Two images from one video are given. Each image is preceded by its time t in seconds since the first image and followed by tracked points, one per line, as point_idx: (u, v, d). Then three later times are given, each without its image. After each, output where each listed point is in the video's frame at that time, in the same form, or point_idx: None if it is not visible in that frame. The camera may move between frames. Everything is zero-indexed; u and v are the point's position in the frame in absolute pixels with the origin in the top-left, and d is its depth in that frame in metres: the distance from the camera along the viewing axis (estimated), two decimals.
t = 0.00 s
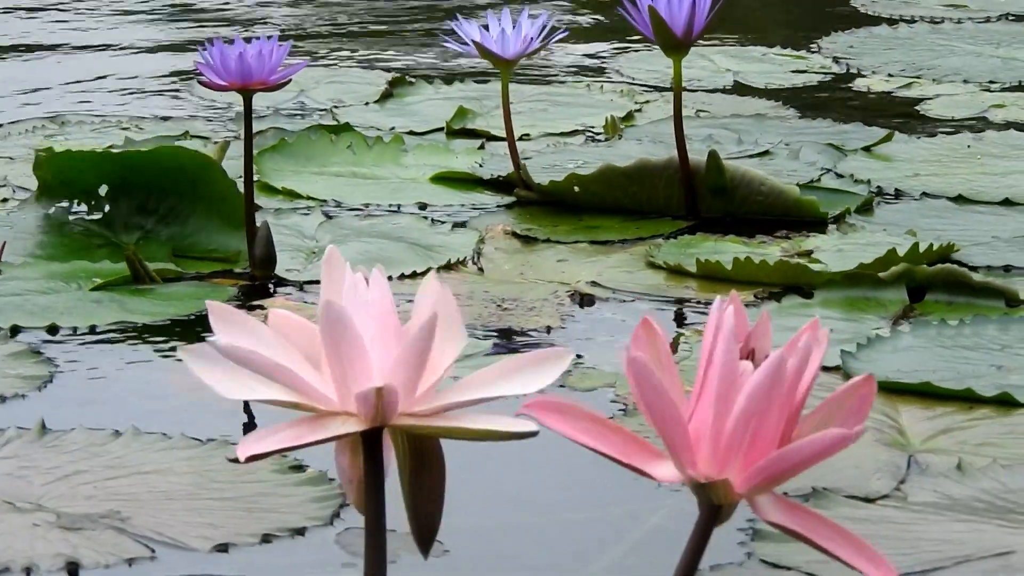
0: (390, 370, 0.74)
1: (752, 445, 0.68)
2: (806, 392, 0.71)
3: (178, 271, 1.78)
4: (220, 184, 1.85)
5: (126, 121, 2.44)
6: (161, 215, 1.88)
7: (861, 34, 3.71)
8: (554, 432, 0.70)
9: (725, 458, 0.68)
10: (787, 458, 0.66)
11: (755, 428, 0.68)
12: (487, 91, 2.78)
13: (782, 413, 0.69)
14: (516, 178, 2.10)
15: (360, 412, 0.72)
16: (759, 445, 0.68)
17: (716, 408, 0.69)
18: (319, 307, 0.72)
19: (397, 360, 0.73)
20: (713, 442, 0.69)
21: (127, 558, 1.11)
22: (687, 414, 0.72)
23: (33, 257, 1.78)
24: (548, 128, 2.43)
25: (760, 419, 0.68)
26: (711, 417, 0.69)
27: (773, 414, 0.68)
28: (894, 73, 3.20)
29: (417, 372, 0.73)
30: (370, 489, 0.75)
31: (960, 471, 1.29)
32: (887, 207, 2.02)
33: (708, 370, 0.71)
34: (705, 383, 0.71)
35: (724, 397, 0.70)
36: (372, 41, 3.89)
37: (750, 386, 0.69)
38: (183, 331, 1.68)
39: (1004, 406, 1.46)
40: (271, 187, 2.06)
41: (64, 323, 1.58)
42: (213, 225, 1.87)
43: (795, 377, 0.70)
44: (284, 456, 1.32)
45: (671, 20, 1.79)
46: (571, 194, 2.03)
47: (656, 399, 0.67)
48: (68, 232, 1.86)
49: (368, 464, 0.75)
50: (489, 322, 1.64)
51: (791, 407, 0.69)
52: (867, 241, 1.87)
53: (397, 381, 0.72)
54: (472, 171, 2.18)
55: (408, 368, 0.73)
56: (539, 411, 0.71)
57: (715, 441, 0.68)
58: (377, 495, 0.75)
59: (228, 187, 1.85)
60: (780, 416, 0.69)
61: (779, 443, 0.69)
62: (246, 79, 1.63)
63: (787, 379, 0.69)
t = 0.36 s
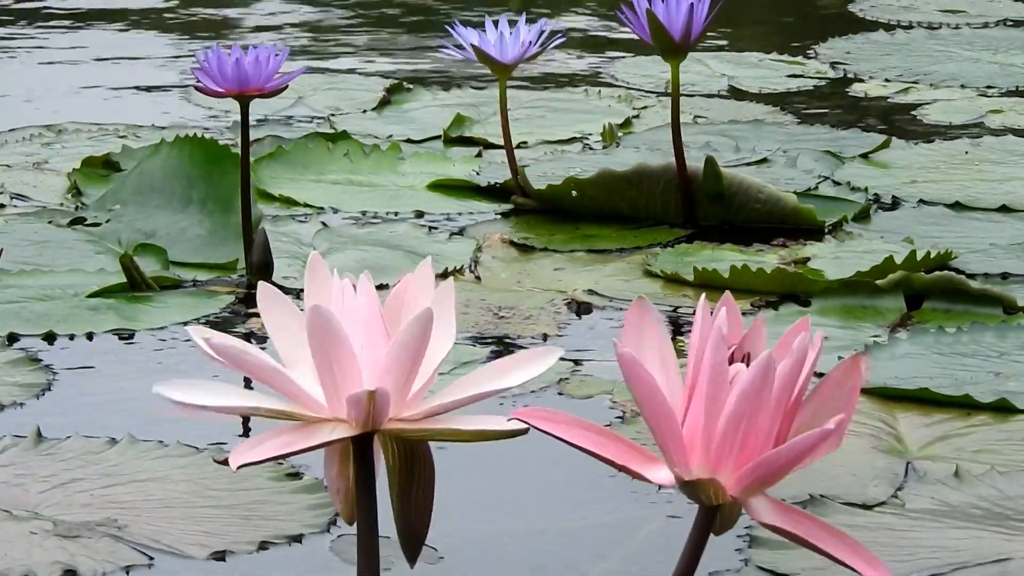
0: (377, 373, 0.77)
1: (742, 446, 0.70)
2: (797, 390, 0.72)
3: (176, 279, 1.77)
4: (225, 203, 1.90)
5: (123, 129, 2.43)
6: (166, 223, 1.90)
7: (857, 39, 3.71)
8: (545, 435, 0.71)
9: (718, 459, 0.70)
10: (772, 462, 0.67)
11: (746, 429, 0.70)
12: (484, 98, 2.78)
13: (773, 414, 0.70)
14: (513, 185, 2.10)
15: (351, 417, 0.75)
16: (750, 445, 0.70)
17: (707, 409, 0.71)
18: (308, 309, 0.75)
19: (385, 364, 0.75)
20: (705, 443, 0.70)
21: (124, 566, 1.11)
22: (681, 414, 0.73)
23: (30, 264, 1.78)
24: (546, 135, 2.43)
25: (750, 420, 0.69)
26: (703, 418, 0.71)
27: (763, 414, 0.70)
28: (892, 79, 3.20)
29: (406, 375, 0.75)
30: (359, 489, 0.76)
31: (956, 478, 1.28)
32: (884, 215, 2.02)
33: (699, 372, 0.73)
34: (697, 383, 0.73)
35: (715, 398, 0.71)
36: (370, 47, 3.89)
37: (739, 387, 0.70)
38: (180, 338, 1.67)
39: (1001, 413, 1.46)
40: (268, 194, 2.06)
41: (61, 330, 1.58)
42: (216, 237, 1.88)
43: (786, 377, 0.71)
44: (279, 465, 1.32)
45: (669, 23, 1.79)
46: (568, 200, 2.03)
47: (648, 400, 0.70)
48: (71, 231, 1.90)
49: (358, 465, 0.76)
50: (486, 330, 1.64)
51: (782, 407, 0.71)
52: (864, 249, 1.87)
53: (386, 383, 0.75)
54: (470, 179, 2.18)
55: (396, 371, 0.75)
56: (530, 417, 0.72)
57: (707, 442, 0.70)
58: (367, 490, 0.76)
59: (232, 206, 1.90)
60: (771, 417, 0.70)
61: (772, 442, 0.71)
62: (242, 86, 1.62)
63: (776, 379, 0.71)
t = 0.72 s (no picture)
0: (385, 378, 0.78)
1: (751, 456, 0.69)
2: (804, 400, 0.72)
3: (177, 287, 1.77)
4: (228, 212, 1.90)
5: (125, 135, 2.43)
6: (168, 231, 1.90)
7: (859, 47, 3.72)
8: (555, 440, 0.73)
9: (725, 466, 0.70)
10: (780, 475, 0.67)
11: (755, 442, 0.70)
12: (486, 105, 2.77)
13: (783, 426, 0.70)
14: (515, 192, 2.10)
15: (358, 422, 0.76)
16: (758, 456, 0.70)
17: (715, 416, 0.71)
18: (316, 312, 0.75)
19: (390, 369, 0.77)
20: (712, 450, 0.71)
21: (125, 573, 1.10)
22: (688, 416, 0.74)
23: (31, 271, 1.77)
24: (547, 141, 2.43)
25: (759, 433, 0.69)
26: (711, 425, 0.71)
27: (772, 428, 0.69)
28: (893, 86, 3.20)
29: (412, 381, 0.77)
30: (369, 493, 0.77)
31: (958, 486, 1.28)
32: (886, 222, 2.02)
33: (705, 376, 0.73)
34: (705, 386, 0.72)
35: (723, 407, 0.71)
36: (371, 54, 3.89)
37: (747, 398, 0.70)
38: (181, 346, 1.67)
39: (1002, 421, 1.46)
40: (270, 201, 2.06)
41: (62, 338, 1.57)
42: (218, 245, 1.88)
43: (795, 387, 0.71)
44: (282, 473, 1.31)
45: (672, 31, 1.79)
46: (570, 207, 2.03)
47: (657, 401, 0.71)
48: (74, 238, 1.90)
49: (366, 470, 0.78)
50: (488, 337, 1.63)
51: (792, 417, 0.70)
52: (866, 255, 1.87)
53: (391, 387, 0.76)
54: (471, 185, 2.17)
55: (402, 376, 0.77)
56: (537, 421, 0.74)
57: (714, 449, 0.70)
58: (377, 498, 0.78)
59: (235, 215, 1.89)
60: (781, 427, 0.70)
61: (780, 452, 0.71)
62: (243, 93, 1.62)
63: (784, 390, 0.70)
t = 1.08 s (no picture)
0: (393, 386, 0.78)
1: (755, 459, 0.70)
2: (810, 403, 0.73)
3: (186, 293, 1.77)
4: (236, 218, 1.90)
5: (133, 143, 2.44)
6: (177, 237, 1.90)
7: (866, 53, 3.72)
8: (561, 445, 0.73)
9: (731, 470, 0.71)
10: (786, 476, 0.67)
11: (760, 441, 0.70)
12: (494, 112, 2.78)
13: (788, 426, 0.71)
14: (523, 199, 2.10)
15: (365, 429, 0.76)
16: (763, 456, 0.70)
17: (721, 420, 0.72)
18: (323, 319, 0.76)
19: (399, 376, 0.77)
20: (719, 452, 0.71)
21: None
22: (694, 421, 0.74)
23: (41, 278, 1.78)
24: (555, 148, 2.44)
25: (764, 433, 0.70)
26: (716, 430, 0.72)
27: (777, 427, 0.70)
28: (901, 92, 3.20)
29: (420, 387, 0.77)
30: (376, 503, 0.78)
31: (966, 490, 1.28)
32: (894, 227, 2.02)
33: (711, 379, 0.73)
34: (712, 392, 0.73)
35: (729, 408, 0.72)
36: (378, 61, 3.90)
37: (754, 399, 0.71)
38: (190, 352, 1.67)
39: (1011, 426, 1.46)
40: (278, 208, 2.06)
41: (71, 345, 1.58)
42: (226, 252, 1.88)
43: (800, 388, 0.72)
44: (291, 480, 1.31)
45: (679, 38, 1.79)
46: (578, 213, 2.03)
47: (665, 409, 0.70)
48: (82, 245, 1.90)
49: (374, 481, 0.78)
50: (497, 343, 1.63)
51: (796, 419, 0.71)
52: (874, 260, 1.87)
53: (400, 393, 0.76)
54: (479, 192, 2.18)
55: (411, 382, 0.77)
56: (544, 428, 0.74)
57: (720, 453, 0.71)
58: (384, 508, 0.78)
59: (243, 221, 1.90)
60: (785, 428, 0.71)
61: (785, 452, 0.71)
62: (252, 100, 1.63)
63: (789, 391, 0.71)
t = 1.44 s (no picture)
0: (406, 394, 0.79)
1: (765, 465, 0.70)
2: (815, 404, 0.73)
3: (199, 299, 1.78)
4: (249, 225, 1.91)
5: (146, 149, 2.45)
6: (189, 244, 1.91)
7: (878, 60, 3.71)
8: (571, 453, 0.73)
9: (740, 476, 0.71)
10: (794, 483, 0.68)
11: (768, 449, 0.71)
12: (506, 119, 2.78)
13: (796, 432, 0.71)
14: (535, 206, 2.11)
15: (378, 437, 0.76)
16: (772, 463, 0.71)
17: (729, 427, 0.72)
18: (339, 327, 0.76)
19: (413, 384, 0.77)
20: (727, 458, 0.72)
21: None
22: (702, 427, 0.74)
23: (55, 285, 1.79)
24: (568, 155, 2.44)
25: (772, 440, 0.70)
26: (725, 435, 0.72)
27: (785, 434, 0.70)
28: (913, 100, 3.20)
29: (433, 397, 0.78)
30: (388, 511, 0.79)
31: (978, 497, 1.27)
32: (907, 234, 2.01)
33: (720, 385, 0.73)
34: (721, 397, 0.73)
35: (737, 415, 0.72)
36: (391, 69, 3.90)
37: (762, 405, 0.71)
38: (203, 358, 1.68)
39: None
40: (291, 215, 2.07)
41: (85, 351, 1.58)
42: (239, 258, 1.89)
43: (806, 394, 0.71)
44: (307, 485, 1.32)
45: (689, 47, 1.79)
46: (590, 221, 2.03)
47: (673, 412, 0.71)
48: (95, 251, 1.91)
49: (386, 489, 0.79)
50: (510, 349, 1.64)
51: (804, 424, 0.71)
52: (887, 267, 1.87)
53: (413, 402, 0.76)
54: (492, 199, 2.18)
55: (425, 392, 0.77)
56: (553, 437, 0.74)
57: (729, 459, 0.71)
58: (396, 516, 0.79)
59: (256, 229, 1.90)
60: (794, 435, 0.71)
61: (793, 458, 0.71)
62: (264, 107, 1.63)
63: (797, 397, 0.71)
